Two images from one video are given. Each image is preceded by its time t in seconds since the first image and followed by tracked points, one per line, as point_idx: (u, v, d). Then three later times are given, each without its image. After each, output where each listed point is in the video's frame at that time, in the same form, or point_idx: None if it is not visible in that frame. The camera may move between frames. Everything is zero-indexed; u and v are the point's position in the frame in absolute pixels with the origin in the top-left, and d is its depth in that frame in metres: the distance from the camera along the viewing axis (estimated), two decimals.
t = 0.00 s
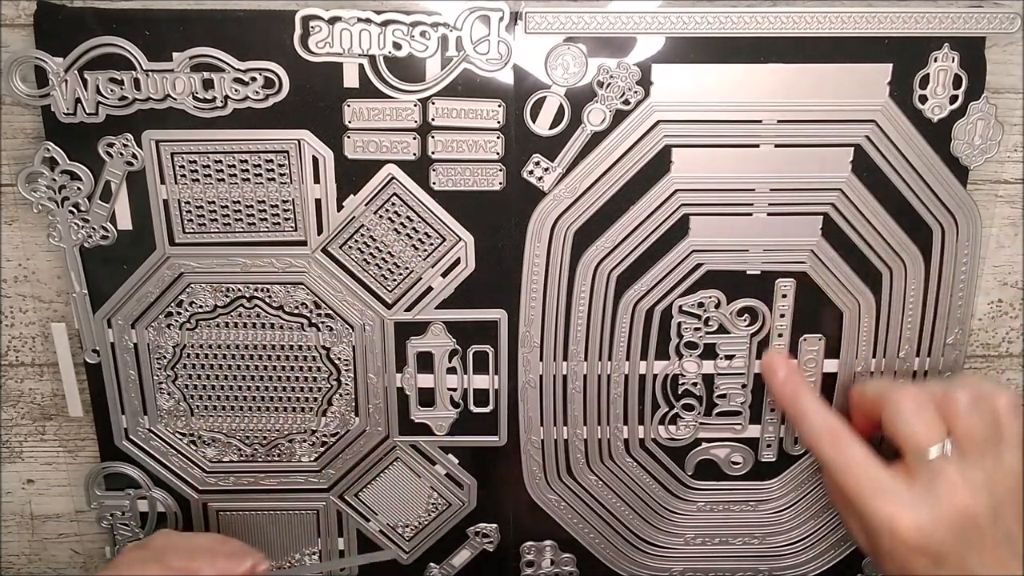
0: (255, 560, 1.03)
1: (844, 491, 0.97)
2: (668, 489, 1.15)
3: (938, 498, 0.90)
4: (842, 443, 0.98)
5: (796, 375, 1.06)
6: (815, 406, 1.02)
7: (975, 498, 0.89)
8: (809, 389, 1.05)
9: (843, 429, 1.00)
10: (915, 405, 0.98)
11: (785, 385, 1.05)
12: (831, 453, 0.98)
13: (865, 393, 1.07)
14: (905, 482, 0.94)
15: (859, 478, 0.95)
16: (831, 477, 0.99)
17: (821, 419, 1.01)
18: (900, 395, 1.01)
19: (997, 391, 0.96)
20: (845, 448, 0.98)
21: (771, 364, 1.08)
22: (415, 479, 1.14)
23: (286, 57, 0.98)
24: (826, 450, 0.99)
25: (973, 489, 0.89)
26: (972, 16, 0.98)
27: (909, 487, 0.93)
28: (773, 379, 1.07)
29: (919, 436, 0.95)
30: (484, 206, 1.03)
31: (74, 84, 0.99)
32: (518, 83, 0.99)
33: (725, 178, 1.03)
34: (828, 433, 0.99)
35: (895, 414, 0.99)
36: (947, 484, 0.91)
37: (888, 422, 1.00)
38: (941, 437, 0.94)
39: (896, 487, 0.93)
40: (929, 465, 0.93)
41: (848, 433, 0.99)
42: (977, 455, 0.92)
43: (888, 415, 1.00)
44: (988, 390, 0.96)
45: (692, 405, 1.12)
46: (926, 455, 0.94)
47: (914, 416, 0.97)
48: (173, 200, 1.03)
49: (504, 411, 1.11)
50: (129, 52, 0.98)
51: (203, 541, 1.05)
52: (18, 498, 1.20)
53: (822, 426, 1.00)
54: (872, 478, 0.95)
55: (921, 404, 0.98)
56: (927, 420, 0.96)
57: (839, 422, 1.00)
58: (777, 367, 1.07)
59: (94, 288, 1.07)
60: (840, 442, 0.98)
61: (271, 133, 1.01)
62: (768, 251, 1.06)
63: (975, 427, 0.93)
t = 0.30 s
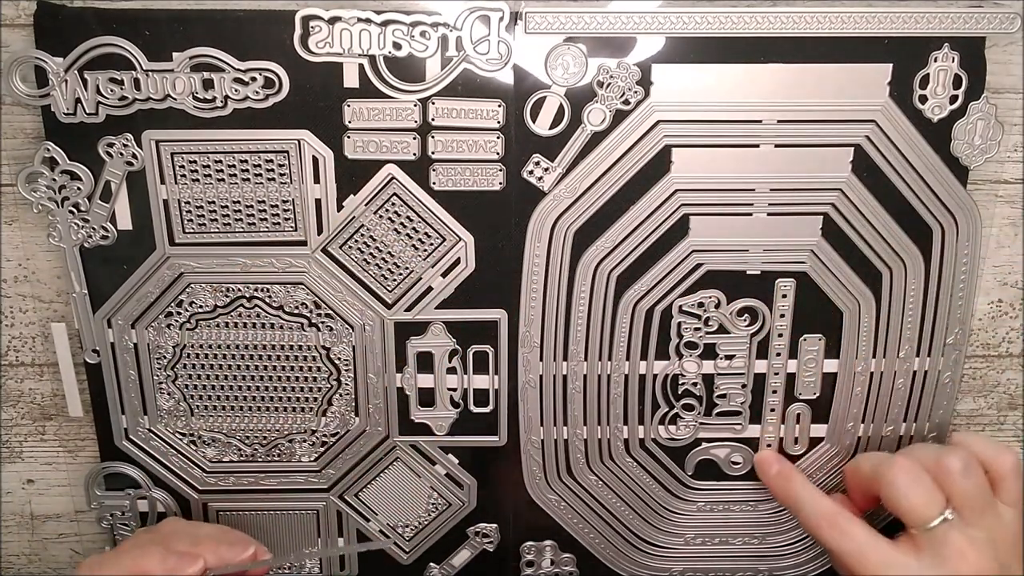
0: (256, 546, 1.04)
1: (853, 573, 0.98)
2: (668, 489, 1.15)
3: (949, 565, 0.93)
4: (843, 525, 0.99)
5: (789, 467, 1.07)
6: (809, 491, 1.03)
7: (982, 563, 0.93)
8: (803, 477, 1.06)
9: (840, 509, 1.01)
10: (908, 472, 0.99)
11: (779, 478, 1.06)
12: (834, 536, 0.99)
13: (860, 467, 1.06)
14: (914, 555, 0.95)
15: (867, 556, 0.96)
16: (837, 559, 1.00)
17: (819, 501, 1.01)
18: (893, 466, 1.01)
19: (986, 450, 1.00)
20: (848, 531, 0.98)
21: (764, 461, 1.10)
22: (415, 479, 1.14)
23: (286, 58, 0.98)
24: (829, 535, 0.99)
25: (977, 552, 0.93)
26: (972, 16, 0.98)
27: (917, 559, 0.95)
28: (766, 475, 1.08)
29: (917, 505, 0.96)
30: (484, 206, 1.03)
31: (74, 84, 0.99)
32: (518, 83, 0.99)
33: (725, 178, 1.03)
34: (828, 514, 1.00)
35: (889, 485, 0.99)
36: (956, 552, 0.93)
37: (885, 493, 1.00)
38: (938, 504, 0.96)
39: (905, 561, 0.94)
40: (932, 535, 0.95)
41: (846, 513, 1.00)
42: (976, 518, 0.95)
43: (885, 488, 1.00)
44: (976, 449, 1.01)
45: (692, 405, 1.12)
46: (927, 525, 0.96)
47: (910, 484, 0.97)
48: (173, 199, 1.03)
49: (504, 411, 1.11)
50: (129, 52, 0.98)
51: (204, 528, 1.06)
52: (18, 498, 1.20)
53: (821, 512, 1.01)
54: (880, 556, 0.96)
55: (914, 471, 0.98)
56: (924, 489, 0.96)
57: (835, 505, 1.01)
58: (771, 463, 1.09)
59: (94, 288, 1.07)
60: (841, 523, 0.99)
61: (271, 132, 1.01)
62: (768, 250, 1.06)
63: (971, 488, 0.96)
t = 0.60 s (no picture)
0: (267, 560, 1.04)
1: (881, 430, 0.95)
2: (668, 489, 1.15)
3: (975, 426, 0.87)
4: (873, 375, 0.95)
5: (813, 316, 1.04)
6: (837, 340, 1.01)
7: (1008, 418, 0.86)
8: (830, 326, 1.03)
9: (874, 364, 0.97)
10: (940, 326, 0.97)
11: (807, 331, 1.03)
12: (863, 385, 0.95)
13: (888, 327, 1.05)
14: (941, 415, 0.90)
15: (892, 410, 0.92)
16: (866, 415, 0.97)
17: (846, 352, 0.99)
18: (928, 318, 0.99)
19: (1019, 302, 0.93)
20: (878, 380, 0.95)
21: (790, 310, 1.06)
22: (415, 479, 1.14)
23: (285, 58, 0.98)
24: (857, 385, 0.96)
25: (1004, 410, 0.86)
26: (972, 16, 0.98)
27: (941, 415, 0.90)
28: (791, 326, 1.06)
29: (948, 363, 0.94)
30: (484, 206, 1.04)
31: (74, 85, 0.99)
32: (518, 83, 0.99)
33: (725, 178, 1.03)
34: (855, 367, 0.97)
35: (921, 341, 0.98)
36: (975, 410, 0.88)
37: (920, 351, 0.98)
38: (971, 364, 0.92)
39: (927, 416, 0.90)
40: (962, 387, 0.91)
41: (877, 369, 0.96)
42: (1009, 377, 0.88)
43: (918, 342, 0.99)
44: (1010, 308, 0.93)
45: (692, 405, 1.12)
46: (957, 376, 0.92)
47: (942, 340, 0.95)
48: (173, 200, 1.03)
49: (504, 411, 1.11)
50: (129, 52, 0.98)
51: (211, 542, 1.05)
52: (18, 498, 1.20)
53: (851, 361, 0.97)
54: (907, 409, 0.91)
55: (948, 326, 0.96)
56: (958, 341, 0.94)
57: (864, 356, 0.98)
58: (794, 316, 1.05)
59: (94, 288, 1.07)
60: (870, 374, 0.96)
61: (271, 133, 1.01)
62: (768, 251, 1.06)
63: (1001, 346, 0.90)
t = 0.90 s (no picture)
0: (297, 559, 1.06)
1: (865, 466, 0.85)
2: (668, 489, 1.15)
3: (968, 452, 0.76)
4: (856, 413, 0.87)
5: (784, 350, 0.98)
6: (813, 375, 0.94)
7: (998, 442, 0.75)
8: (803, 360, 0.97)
9: (854, 402, 0.88)
10: (904, 362, 0.92)
11: (777, 362, 0.97)
12: (846, 425, 0.86)
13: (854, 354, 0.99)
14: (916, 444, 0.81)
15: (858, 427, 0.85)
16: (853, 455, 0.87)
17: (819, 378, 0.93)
18: (893, 352, 0.94)
19: (982, 328, 0.90)
20: (858, 416, 0.86)
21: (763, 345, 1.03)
22: (415, 479, 1.14)
23: (285, 58, 0.98)
24: (841, 423, 0.87)
25: (1011, 438, 0.74)
26: (972, 16, 0.98)
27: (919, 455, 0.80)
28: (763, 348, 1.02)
29: (922, 394, 0.86)
30: (484, 206, 1.04)
31: (74, 85, 0.99)
32: (518, 83, 0.99)
33: (725, 178, 1.03)
34: (834, 412, 0.89)
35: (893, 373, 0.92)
36: (963, 438, 0.77)
37: (887, 385, 0.92)
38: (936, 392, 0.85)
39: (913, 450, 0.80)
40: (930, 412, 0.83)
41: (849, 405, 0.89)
42: (977, 397, 0.79)
43: (885, 375, 0.93)
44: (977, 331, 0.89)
45: (692, 405, 1.12)
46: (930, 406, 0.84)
47: (909, 373, 0.90)
48: (173, 200, 1.03)
49: (504, 411, 1.11)
50: (129, 52, 0.98)
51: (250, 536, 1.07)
52: (18, 498, 1.20)
53: (833, 400, 0.89)
54: (886, 446, 0.82)
55: (917, 360, 0.91)
56: (924, 376, 0.88)
57: (845, 394, 0.90)
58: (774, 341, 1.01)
59: (94, 289, 1.07)
60: (845, 421, 0.87)
61: (271, 133, 1.01)
62: (768, 251, 1.06)
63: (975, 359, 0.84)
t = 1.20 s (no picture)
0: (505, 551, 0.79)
1: None
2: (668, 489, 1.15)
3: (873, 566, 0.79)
4: None
5: (654, 518, 0.82)
6: (700, 501, 0.83)
7: None
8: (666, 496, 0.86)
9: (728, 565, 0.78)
10: (795, 464, 0.86)
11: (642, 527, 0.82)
12: None
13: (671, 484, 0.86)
14: None
15: None
16: None
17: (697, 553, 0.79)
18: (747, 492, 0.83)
19: (806, 472, 0.85)
20: None
21: (621, 512, 0.83)
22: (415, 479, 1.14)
23: (285, 58, 0.98)
24: None
25: (874, 564, 0.78)
26: (972, 15, 0.98)
27: None
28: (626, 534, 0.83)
29: (776, 544, 0.78)
30: (484, 206, 1.04)
31: (74, 85, 0.99)
32: (518, 83, 0.99)
33: (725, 178, 1.03)
34: (731, 521, 0.80)
35: (746, 521, 0.80)
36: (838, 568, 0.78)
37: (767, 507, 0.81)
38: (826, 490, 0.83)
39: None
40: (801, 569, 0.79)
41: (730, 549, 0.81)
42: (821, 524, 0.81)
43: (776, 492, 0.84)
44: (850, 479, 0.86)
45: (692, 405, 1.12)
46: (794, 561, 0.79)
47: (793, 476, 0.84)
48: (173, 199, 1.03)
49: (504, 411, 1.11)
50: (129, 52, 0.98)
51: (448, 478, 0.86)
52: (18, 498, 1.20)
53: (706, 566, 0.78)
54: None
55: (776, 461, 0.86)
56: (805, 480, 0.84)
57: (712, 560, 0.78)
58: (641, 471, 0.90)
59: (94, 288, 1.07)
60: (741, 532, 0.80)
61: (271, 133, 1.01)
62: (768, 250, 1.06)
63: (846, 510, 0.82)
